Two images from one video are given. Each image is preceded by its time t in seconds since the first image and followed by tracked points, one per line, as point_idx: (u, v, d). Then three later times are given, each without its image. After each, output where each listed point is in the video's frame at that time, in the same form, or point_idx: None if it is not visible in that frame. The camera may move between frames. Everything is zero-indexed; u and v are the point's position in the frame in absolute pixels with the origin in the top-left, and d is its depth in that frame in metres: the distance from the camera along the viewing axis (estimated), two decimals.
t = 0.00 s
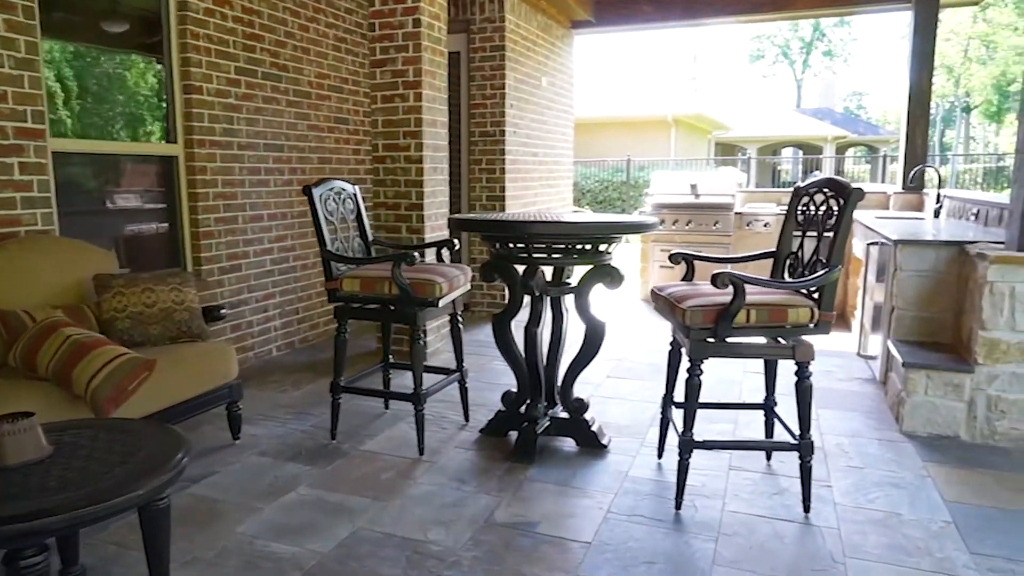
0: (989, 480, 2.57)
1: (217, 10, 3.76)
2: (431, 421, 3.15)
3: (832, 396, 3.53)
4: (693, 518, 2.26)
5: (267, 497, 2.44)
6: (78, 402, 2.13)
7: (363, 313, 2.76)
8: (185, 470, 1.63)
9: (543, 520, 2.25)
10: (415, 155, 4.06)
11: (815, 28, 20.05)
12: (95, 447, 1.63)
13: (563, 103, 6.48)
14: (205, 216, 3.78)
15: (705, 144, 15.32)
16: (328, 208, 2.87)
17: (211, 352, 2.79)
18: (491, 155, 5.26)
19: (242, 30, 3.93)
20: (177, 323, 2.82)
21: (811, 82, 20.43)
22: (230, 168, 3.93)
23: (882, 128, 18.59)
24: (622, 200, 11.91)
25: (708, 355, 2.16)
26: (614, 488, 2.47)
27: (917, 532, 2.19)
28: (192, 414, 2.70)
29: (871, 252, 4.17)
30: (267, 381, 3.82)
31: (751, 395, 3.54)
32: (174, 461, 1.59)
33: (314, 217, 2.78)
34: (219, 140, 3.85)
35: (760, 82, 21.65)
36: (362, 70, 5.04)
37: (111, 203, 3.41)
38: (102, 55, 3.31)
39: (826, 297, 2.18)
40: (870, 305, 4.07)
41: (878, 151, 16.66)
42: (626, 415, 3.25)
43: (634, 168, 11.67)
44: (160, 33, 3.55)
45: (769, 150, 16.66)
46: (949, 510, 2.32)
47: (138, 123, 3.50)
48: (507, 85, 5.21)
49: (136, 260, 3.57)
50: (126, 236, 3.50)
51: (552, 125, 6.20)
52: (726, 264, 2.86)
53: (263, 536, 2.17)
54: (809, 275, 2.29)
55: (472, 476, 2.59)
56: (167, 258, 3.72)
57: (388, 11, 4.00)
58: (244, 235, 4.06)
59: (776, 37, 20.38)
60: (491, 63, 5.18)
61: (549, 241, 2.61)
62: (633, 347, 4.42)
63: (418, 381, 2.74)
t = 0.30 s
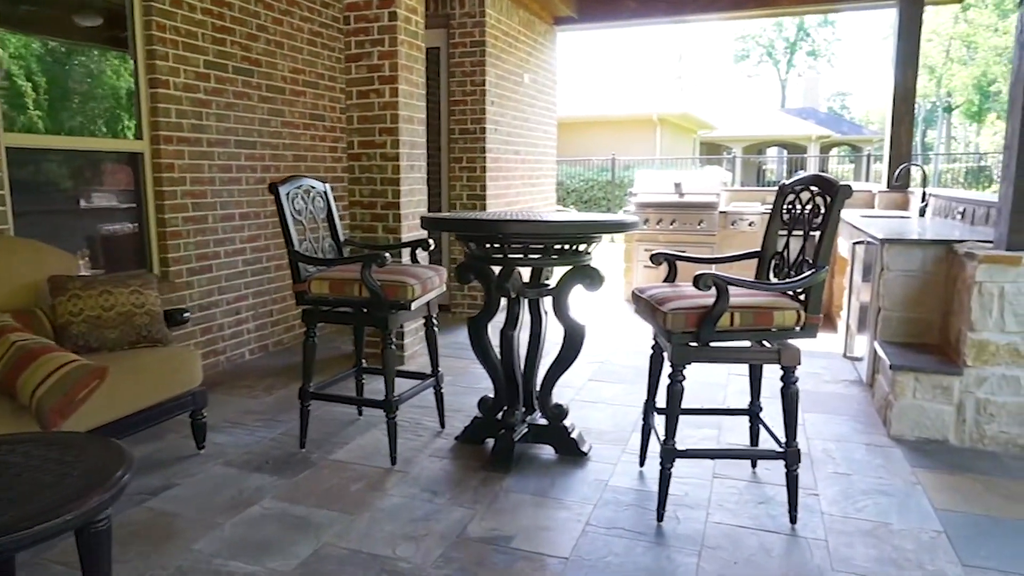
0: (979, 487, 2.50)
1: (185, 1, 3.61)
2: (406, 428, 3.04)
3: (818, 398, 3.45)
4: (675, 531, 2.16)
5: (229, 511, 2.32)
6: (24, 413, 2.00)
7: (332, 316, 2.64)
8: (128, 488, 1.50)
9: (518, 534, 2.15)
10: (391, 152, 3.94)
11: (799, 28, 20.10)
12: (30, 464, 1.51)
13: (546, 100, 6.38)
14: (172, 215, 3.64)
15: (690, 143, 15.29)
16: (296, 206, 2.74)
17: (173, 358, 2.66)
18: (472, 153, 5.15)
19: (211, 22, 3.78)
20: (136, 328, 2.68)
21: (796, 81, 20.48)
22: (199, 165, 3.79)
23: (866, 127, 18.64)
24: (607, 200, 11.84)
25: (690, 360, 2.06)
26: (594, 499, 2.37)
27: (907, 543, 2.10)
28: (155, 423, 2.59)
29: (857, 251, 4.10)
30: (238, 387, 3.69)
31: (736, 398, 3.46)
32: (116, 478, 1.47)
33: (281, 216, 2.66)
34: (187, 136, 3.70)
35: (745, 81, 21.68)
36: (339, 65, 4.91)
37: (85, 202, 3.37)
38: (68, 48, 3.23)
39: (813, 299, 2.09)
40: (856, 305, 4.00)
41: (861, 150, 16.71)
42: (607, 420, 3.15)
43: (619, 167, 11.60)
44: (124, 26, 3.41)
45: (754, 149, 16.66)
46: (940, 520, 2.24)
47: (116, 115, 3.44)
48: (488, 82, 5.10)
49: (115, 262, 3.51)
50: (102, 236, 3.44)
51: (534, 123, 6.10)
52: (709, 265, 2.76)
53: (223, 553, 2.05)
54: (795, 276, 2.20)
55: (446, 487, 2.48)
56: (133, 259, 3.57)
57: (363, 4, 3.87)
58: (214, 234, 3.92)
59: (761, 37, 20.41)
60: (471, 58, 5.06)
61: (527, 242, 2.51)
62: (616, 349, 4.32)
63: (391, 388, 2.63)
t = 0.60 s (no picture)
0: (978, 516, 2.39)
1: (153, 11, 3.48)
2: (379, 456, 2.90)
3: (808, 421, 3.34)
4: (661, 569, 2.03)
5: (186, 550, 2.17)
6: None
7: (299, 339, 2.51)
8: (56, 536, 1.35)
9: (494, 573, 2.01)
10: (368, 167, 3.82)
11: (782, 45, 20.27)
12: None
13: (529, 115, 6.29)
14: (137, 232, 3.47)
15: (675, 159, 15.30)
16: (263, 224, 2.61)
17: (129, 384, 2.51)
18: (453, 168, 5.04)
19: (181, 32, 3.65)
20: (90, 352, 2.53)
21: (779, 98, 20.62)
22: (167, 181, 3.64)
23: (850, 144, 18.76)
24: (593, 215, 11.78)
25: (675, 387, 1.94)
26: (575, 533, 2.24)
27: None
28: (115, 450, 2.46)
29: (845, 268, 4.02)
30: (205, 411, 3.53)
31: (724, 420, 3.34)
32: (44, 525, 1.32)
33: (246, 233, 2.53)
34: (155, 150, 3.55)
35: (730, 98, 21.82)
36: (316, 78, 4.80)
37: (61, 218, 3.27)
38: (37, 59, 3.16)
39: (804, 322, 1.98)
40: (845, 323, 3.90)
41: (844, 166, 16.81)
42: (591, 446, 3.02)
43: (604, 183, 11.54)
44: (89, 37, 3.29)
45: (739, 165, 16.71)
46: (939, 554, 2.12)
47: (90, 127, 3.32)
48: (469, 95, 5.01)
49: (91, 280, 3.39)
50: (76, 251, 3.33)
51: (517, 138, 6.01)
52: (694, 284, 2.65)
53: None
54: (785, 298, 2.09)
55: (419, 521, 2.34)
56: (95, 278, 3.40)
57: (339, 15, 3.77)
58: (183, 252, 3.77)
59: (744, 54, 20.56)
60: (452, 72, 4.97)
61: (504, 261, 2.39)
62: (601, 370, 4.20)
63: (362, 414, 2.49)
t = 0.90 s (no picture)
0: (976, 544, 2.29)
1: (121, 20, 3.36)
2: (353, 483, 2.77)
3: (798, 442, 3.24)
4: None
5: None
6: None
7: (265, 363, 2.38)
8: None
9: None
10: (344, 181, 3.71)
11: (765, 61, 20.44)
12: None
13: (512, 128, 6.22)
14: (102, 248, 3.32)
15: (661, 173, 15.33)
16: (229, 241, 2.48)
17: (85, 410, 2.37)
18: (434, 182, 4.94)
19: (151, 42, 3.53)
20: (43, 377, 2.40)
21: (763, 113, 20.76)
22: (135, 195, 3.50)
23: (833, 158, 18.87)
24: (579, 229, 11.72)
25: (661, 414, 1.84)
26: (557, 568, 2.11)
27: None
28: (68, 482, 2.31)
29: (833, 284, 3.94)
30: (173, 435, 3.38)
31: (712, 442, 3.24)
32: None
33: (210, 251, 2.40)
34: (123, 164, 3.42)
35: (714, 112, 21.95)
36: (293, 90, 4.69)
37: (34, 232, 3.16)
38: (15, 70, 3.05)
39: (795, 344, 1.89)
40: (834, 340, 3.82)
41: (828, 180, 16.89)
42: (574, 471, 2.90)
43: (590, 197, 11.51)
44: (53, 45, 3.14)
45: (724, 179, 16.76)
46: None
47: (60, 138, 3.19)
48: (451, 108, 4.92)
49: (59, 297, 3.25)
50: (49, 267, 3.20)
51: (501, 152, 5.92)
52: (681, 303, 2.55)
53: None
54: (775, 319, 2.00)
55: (392, 555, 2.21)
56: (57, 297, 3.23)
57: (315, 25, 3.67)
58: (151, 269, 3.63)
59: (728, 69, 20.72)
60: (433, 85, 4.88)
61: (481, 280, 2.28)
62: (586, 390, 4.09)
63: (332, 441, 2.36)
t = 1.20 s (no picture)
0: (971, 565, 2.20)
1: (88, 23, 3.24)
2: (324, 504, 2.65)
3: (786, 457, 3.15)
4: None
5: None
6: None
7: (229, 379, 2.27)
8: None
9: None
10: (320, 190, 3.60)
11: (750, 72, 20.55)
12: None
13: (496, 137, 6.14)
14: (65, 259, 3.18)
15: (647, 183, 15.33)
16: (193, 251, 2.37)
17: (38, 432, 2.24)
18: (415, 191, 4.84)
19: (119, 46, 3.41)
20: None
21: (749, 123, 20.86)
22: (101, 205, 3.37)
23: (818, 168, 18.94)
24: (565, 239, 11.67)
25: (643, 433, 1.74)
26: None
27: None
28: (19, 506, 2.17)
29: (820, 294, 3.87)
30: (140, 454, 3.25)
31: (699, 458, 3.14)
32: None
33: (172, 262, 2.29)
34: (89, 171, 3.29)
35: (700, 123, 22.03)
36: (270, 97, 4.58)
37: (7, 243, 3.06)
38: None
39: (783, 360, 1.79)
40: (821, 352, 3.74)
41: (813, 190, 16.95)
42: (555, 490, 2.79)
43: (576, 207, 11.46)
44: (15, 45, 3.01)
45: (711, 189, 16.79)
46: None
47: (15, 144, 3.02)
48: (432, 116, 4.83)
49: (22, 309, 3.11)
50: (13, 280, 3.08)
51: (484, 161, 5.84)
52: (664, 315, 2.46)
53: None
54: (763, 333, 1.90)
55: None
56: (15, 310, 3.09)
57: (290, 30, 3.58)
58: (118, 281, 3.50)
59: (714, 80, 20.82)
60: (414, 92, 4.79)
61: (455, 293, 2.17)
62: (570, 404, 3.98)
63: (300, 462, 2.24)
